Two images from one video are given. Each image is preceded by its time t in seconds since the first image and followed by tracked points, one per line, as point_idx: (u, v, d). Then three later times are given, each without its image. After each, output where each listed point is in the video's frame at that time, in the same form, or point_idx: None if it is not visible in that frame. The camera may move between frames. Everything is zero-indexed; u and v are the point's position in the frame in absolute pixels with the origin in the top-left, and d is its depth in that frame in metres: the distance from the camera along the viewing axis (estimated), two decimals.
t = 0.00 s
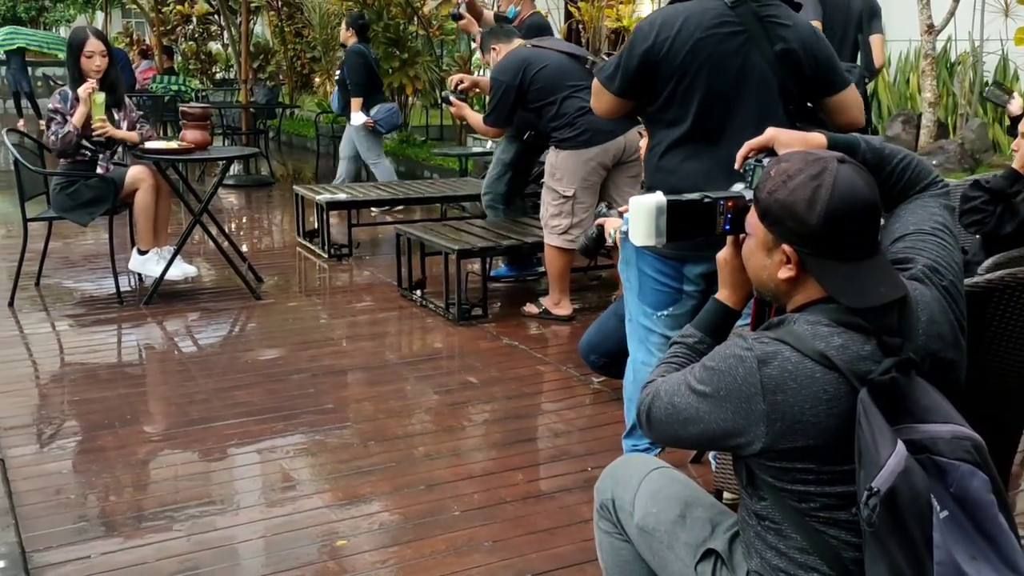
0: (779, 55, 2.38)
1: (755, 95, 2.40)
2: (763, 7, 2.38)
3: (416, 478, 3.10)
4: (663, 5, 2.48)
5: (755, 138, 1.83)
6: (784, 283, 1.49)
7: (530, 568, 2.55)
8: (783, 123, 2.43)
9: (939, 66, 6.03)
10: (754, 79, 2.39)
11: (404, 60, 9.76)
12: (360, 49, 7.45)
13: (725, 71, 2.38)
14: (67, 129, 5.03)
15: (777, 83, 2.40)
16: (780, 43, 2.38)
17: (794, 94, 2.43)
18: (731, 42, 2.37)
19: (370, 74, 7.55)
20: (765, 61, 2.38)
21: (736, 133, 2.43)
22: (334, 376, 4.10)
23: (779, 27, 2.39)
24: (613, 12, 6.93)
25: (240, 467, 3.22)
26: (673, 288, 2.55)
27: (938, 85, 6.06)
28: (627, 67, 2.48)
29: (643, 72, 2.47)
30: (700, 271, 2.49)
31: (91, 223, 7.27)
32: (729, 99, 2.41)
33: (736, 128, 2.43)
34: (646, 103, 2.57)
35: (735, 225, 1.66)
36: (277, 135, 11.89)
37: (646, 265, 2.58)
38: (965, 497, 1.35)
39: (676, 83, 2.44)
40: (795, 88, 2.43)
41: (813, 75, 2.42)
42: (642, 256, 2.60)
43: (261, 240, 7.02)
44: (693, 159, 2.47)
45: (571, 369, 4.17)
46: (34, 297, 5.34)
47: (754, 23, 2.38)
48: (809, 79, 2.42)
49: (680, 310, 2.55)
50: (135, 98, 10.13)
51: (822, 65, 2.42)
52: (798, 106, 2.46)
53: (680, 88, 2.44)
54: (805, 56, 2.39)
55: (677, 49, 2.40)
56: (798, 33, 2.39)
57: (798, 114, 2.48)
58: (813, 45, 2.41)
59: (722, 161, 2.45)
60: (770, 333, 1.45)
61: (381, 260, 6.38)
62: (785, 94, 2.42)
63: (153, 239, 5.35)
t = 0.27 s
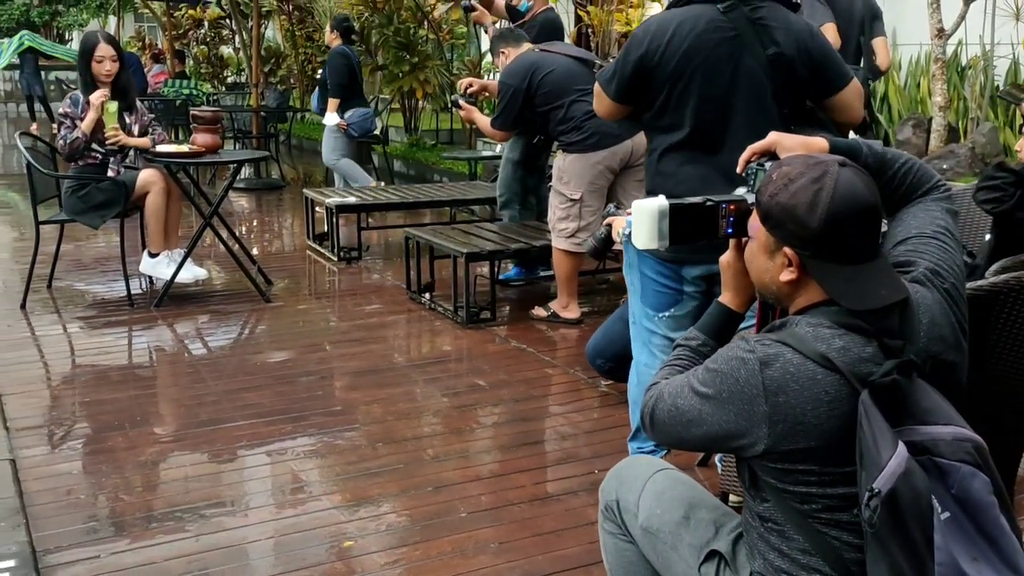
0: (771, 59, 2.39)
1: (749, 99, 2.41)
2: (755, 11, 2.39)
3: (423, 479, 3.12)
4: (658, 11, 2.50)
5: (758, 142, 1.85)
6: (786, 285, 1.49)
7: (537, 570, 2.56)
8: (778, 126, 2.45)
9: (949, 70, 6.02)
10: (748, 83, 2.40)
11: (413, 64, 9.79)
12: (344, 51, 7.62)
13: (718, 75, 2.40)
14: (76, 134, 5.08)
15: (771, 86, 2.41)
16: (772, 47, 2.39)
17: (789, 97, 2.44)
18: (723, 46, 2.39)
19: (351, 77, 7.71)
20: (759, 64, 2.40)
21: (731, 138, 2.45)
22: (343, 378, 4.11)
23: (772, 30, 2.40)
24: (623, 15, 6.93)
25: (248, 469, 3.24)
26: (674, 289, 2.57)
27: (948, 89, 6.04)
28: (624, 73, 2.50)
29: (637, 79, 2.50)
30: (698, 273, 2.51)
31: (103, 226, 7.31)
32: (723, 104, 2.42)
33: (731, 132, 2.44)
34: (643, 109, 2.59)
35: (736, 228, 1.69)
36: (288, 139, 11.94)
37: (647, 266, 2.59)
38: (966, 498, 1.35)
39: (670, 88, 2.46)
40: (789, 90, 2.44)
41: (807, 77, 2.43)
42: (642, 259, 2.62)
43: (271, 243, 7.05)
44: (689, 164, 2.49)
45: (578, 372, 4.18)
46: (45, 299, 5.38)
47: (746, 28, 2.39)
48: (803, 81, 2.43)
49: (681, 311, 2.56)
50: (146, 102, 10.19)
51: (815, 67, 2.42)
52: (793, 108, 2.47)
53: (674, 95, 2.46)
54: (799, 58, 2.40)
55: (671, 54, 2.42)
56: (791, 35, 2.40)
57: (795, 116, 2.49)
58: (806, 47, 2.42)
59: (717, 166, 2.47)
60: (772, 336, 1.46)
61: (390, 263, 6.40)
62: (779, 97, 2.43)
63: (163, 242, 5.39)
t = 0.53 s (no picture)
0: (769, 63, 2.40)
1: (746, 104, 2.43)
2: (753, 15, 2.40)
3: (432, 481, 3.13)
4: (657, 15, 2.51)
5: (764, 146, 1.86)
6: (791, 288, 1.50)
7: (544, 572, 2.57)
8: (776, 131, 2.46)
9: (960, 74, 6.00)
10: (746, 88, 2.41)
11: (424, 68, 9.81)
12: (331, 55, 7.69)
13: (715, 81, 2.41)
14: (87, 137, 5.13)
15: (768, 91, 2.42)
16: (769, 51, 2.39)
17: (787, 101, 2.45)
18: (720, 52, 2.40)
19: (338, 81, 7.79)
20: (756, 69, 2.40)
21: (729, 143, 2.47)
22: (352, 380, 4.13)
23: (770, 34, 2.40)
24: (633, 20, 6.93)
25: (258, 470, 3.26)
26: (678, 290, 2.58)
27: (958, 93, 6.02)
28: (624, 79, 2.54)
29: (636, 84, 2.53)
30: (698, 274, 2.51)
31: (115, 229, 7.35)
32: (720, 110, 2.45)
33: (729, 137, 2.47)
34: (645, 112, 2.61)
35: (741, 231, 1.70)
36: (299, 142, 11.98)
37: (650, 269, 2.60)
38: (971, 500, 1.36)
39: (668, 94, 2.49)
40: (787, 94, 2.44)
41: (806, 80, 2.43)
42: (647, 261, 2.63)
43: (281, 246, 7.08)
44: (688, 169, 2.52)
45: (586, 375, 4.19)
46: (57, 301, 5.41)
47: (744, 33, 2.40)
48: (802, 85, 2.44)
49: (686, 312, 2.58)
50: (158, 105, 10.24)
51: (814, 70, 2.42)
52: (792, 112, 2.48)
53: (672, 100, 2.49)
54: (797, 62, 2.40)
55: (668, 61, 2.45)
56: (788, 39, 2.40)
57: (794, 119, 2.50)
58: (806, 50, 2.41)
59: (716, 170, 2.49)
60: (777, 338, 1.47)
61: (399, 266, 6.42)
62: (777, 101, 2.44)
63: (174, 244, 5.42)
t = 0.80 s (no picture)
0: (772, 68, 2.40)
1: (750, 109, 2.43)
2: (756, 20, 2.40)
3: (442, 483, 3.14)
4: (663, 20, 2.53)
5: (774, 148, 1.86)
6: (800, 291, 1.50)
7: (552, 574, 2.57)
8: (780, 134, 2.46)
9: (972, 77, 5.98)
10: (749, 92, 2.42)
11: (435, 71, 9.83)
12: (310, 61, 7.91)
13: (719, 86, 2.42)
14: (101, 139, 5.17)
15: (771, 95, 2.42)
16: (773, 56, 2.39)
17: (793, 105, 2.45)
18: (724, 57, 2.41)
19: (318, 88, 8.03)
20: (760, 73, 2.40)
21: (732, 147, 2.48)
22: (362, 382, 4.15)
23: (775, 39, 2.40)
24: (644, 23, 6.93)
25: (269, 472, 3.27)
26: (686, 291, 2.58)
27: (971, 97, 5.99)
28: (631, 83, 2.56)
29: (642, 88, 2.55)
30: (705, 276, 2.51)
31: (127, 231, 7.40)
32: (725, 114, 2.46)
33: (733, 141, 2.48)
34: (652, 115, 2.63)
35: (750, 234, 1.70)
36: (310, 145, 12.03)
37: (659, 271, 2.61)
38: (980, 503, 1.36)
39: (673, 98, 2.50)
40: (792, 98, 2.44)
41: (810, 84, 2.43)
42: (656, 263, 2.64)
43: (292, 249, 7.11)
44: (694, 172, 2.53)
45: (596, 378, 4.19)
46: (70, 303, 5.44)
47: (748, 37, 2.40)
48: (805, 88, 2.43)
49: (694, 314, 2.57)
50: (170, 108, 10.30)
51: (818, 73, 2.41)
52: (797, 116, 2.47)
53: (677, 105, 2.50)
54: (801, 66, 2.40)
55: (673, 66, 2.46)
56: (793, 42, 2.39)
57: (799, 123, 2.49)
58: (811, 53, 2.40)
59: (720, 174, 2.51)
60: (785, 340, 1.48)
61: (410, 269, 6.44)
62: (782, 105, 2.44)
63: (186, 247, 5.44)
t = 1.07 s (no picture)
0: (776, 71, 2.39)
1: (754, 112, 2.44)
2: (760, 23, 2.40)
3: (450, 484, 3.14)
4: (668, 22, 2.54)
5: (781, 150, 1.86)
6: (807, 293, 1.51)
7: None
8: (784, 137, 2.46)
9: (983, 80, 5.95)
10: (752, 95, 2.42)
11: (444, 73, 9.84)
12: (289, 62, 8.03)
13: (721, 89, 2.44)
14: (112, 140, 5.19)
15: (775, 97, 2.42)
16: (777, 59, 2.39)
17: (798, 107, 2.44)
18: (728, 60, 2.41)
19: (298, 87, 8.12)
20: (764, 76, 2.40)
21: (736, 149, 2.48)
22: (371, 384, 4.16)
23: (778, 41, 2.39)
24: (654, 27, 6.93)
25: (279, 472, 3.29)
26: (695, 293, 2.58)
27: (982, 100, 5.97)
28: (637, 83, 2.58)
29: (649, 89, 2.58)
30: (715, 279, 2.51)
31: (138, 233, 7.43)
32: (729, 117, 2.46)
33: (737, 143, 2.48)
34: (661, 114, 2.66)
35: (757, 237, 1.71)
36: (320, 148, 12.07)
37: (668, 272, 2.62)
38: (987, 506, 1.36)
39: (678, 100, 2.52)
40: (797, 101, 2.44)
41: (816, 86, 2.41)
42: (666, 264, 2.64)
43: (302, 251, 7.12)
44: (699, 174, 2.54)
45: (604, 380, 4.20)
46: (81, 304, 5.47)
47: (751, 41, 2.40)
48: (811, 90, 2.42)
49: (703, 315, 2.57)
50: (181, 111, 10.35)
51: (823, 75, 2.40)
52: (802, 118, 2.47)
53: (682, 108, 2.52)
54: (805, 69, 2.39)
55: (677, 69, 2.48)
56: (797, 45, 2.38)
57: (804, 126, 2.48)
58: (817, 55, 2.38)
59: (725, 177, 2.51)
60: (792, 343, 1.48)
61: (419, 271, 6.45)
62: (787, 107, 2.44)
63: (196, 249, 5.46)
